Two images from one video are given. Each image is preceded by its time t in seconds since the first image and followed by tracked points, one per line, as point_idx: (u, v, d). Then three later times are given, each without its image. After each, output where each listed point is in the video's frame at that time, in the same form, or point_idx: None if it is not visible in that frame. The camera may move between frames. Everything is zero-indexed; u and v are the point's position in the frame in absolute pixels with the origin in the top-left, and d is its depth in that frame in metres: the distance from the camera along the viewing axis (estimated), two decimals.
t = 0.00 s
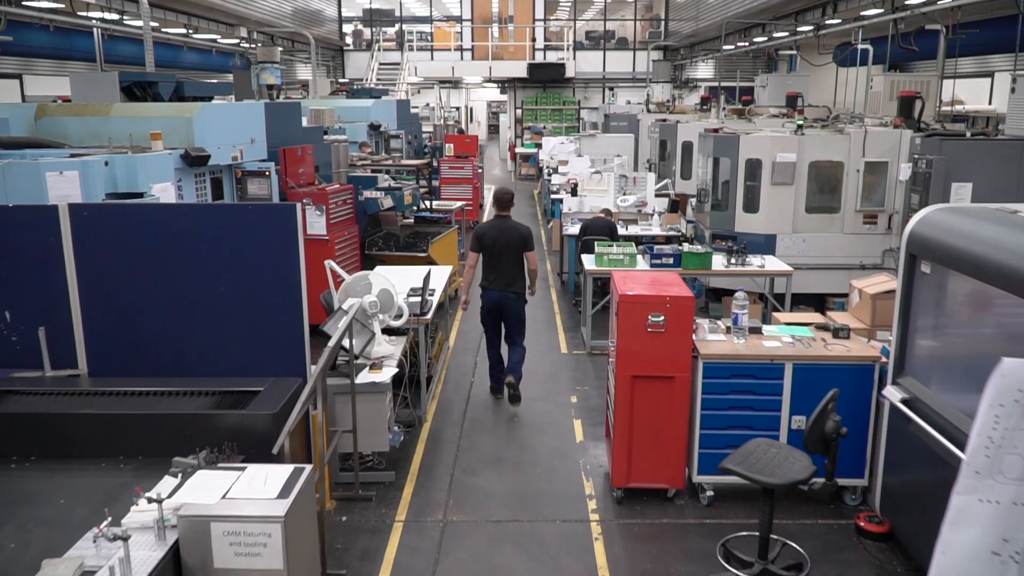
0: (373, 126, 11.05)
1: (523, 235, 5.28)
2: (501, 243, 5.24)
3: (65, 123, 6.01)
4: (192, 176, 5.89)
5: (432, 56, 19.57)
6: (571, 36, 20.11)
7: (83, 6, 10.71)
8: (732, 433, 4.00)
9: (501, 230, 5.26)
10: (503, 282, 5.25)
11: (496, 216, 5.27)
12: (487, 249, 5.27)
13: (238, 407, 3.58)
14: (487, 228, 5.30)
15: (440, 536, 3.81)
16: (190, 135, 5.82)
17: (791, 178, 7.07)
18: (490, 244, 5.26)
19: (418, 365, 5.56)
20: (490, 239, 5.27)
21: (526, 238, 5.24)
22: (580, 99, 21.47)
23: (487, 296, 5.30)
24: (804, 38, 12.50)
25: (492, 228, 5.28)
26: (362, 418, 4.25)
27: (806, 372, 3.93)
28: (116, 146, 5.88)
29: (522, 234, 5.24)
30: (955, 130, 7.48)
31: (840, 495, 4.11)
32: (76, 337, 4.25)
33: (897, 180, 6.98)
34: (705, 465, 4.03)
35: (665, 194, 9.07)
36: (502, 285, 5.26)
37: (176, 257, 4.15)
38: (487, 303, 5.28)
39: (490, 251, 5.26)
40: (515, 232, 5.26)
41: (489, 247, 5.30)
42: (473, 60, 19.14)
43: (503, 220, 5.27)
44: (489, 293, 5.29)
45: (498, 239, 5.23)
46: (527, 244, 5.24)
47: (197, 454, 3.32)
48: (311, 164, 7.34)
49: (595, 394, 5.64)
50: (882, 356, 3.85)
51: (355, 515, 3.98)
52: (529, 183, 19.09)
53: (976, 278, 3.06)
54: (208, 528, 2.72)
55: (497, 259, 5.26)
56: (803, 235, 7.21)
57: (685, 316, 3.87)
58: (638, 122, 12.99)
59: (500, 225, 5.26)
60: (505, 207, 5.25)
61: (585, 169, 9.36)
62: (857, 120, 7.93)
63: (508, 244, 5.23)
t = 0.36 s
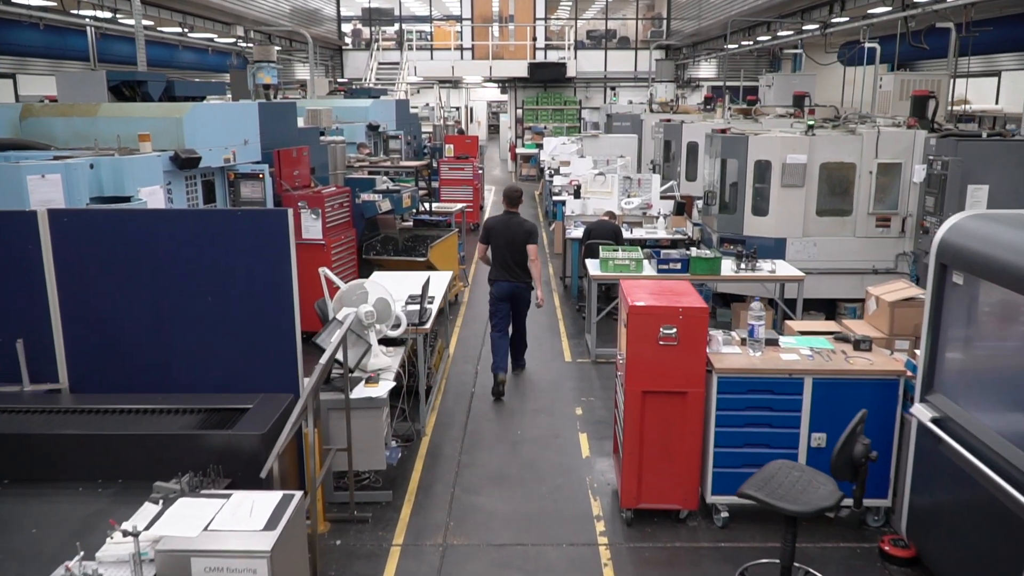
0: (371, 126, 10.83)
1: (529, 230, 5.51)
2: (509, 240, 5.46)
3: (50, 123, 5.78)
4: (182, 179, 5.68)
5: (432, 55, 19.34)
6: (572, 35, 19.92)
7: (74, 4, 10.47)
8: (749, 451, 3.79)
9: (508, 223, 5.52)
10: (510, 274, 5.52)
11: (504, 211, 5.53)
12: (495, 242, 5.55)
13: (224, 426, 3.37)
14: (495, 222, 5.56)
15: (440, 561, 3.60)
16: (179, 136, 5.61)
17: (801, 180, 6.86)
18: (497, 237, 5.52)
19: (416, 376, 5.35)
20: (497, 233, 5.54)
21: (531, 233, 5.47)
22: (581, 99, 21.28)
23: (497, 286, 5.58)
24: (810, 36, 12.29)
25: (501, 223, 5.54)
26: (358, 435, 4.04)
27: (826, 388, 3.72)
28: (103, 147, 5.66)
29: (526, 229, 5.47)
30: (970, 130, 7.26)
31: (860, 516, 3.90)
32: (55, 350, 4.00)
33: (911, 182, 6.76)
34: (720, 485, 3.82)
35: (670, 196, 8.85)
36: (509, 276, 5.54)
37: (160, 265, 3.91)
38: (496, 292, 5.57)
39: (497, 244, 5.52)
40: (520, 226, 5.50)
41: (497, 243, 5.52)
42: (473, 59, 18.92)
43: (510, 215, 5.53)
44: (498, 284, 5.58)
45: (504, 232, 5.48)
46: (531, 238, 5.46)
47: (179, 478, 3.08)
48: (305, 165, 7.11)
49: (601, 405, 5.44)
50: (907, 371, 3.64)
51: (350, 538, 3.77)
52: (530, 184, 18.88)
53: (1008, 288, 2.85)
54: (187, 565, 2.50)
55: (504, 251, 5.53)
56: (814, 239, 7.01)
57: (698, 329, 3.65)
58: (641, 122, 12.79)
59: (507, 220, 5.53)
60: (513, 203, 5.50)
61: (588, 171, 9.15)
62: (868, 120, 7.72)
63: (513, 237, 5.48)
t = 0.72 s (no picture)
0: (367, 126, 10.60)
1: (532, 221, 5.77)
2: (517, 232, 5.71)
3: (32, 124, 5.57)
4: (168, 182, 5.49)
5: (430, 55, 19.11)
6: (571, 35, 19.72)
7: (62, 3, 10.25)
8: (762, 471, 3.58)
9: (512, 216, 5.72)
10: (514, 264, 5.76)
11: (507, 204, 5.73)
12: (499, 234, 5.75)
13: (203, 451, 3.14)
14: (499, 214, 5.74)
15: None
16: (165, 138, 5.40)
17: (809, 182, 6.64)
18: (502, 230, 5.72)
19: (412, 388, 5.13)
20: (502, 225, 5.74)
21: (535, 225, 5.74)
22: (581, 99, 21.08)
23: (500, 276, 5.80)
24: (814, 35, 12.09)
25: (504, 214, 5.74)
26: (348, 454, 3.83)
27: (844, 405, 3.51)
28: (85, 149, 5.44)
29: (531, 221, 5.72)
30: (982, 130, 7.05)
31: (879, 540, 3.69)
32: (25, 365, 3.68)
33: (922, 184, 6.55)
34: (731, 508, 3.60)
35: (673, 198, 8.65)
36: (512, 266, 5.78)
37: (137, 275, 3.61)
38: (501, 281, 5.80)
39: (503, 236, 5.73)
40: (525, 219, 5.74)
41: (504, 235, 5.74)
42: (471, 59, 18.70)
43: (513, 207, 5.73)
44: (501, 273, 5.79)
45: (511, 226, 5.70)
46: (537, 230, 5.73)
47: (153, 507, 2.86)
48: (299, 167, 6.89)
49: (604, 416, 5.23)
50: (931, 388, 3.43)
51: (340, 566, 3.55)
52: (529, 185, 18.65)
53: None
54: None
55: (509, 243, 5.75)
56: (822, 243, 6.79)
57: (709, 342, 3.45)
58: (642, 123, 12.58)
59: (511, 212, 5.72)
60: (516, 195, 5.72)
61: (589, 172, 8.93)
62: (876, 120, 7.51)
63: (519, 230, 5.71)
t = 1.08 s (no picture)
0: (359, 127, 10.37)
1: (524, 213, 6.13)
2: (508, 222, 6.07)
3: (3, 126, 5.30)
4: (148, 185, 5.29)
5: (423, 54, 18.87)
6: (566, 34, 19.50)
7: (45, 0, 9.99)
8: (772, 495, 3.36)
9: (506, 207, 6.11)
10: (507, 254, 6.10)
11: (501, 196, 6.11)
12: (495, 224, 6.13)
13: (176, 479, 2.92)
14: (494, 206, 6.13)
15: None
16: (145, 140, 5.19)
17: (813, 185, 6.44)
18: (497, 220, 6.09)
19: (402, 401, 4.90)
20: (497, 215, 6.11)
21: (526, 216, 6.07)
22: (576, 99, 20.84)
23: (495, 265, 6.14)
24: (813, 33, 11.89)
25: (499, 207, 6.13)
26: (333, 476, 3.61)
27: (860, 425, 3.30)
28: (62, 151, 5.19)
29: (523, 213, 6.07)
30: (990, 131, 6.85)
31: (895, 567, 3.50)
32: None
33: (930, 187, 6.36)
34: (739, 534, 3.39)
35: (672, 201, 8.44)
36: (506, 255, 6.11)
37: (108, 287, 3.36)
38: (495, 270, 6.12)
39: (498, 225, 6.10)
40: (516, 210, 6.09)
41: (497, 224, 6.11)
42: (465, 58, 18.46)
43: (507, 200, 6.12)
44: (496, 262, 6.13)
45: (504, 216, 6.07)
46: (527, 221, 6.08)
47: (118, 542, 2.62)
48: (286, 170, 6.69)
49: (603, 429, 5.02)
50: (954, 406, 3.23)
51: None
52: (524, 186, 18.43)
53: None
54: None
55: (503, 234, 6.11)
56: (826, 247, 6.59)
57: (718, 358, 3.25)
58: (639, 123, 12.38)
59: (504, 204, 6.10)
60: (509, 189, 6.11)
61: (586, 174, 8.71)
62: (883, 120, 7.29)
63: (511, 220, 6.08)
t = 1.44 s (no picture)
0: (348, 128, 10.13)
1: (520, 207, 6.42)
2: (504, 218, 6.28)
3: None
4: (125, 190, 5.06)
5: (414, 54, 18.63)
6: (559, 34, 19.29)
7: None
8: (784, 521, 3.15)
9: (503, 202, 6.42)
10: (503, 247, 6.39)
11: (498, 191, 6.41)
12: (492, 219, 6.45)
13: (142, 511, 2.68)
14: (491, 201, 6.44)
15: None
16: (121, 142, 4.95)
17: (815, 189, 6.25)
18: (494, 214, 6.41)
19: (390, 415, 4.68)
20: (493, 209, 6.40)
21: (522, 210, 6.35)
22: (569, 99, 20.63)
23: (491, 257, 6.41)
24: (810, 32, 11.71)
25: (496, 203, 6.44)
26: (313, 500, 3.38)
27: (878, 447, 3.09)
28: (33, 154, 4.95)
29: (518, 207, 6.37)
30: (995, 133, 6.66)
31: None
32: None
33: (935, 190, 6.17)
34: (748, 562, 3.17)
35: (668, 204, 8.24)
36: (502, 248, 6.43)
37: (72, 302, 3.06)
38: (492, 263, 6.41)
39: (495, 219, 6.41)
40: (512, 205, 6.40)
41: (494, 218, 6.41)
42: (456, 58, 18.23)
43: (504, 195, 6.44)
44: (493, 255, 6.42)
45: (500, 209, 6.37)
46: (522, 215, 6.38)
47: None
48: (269, 172, 6.44)
49: (600, 444, 4.81)
50: (977, 426, 3.02)
51: None
52: (517, 187, 18.22)
53: None
54: None
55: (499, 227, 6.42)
56: (828, 253, 6.40)
57: (727, 376, 3.04)
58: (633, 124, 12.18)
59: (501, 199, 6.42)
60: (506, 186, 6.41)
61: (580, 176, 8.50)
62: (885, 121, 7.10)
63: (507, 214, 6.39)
